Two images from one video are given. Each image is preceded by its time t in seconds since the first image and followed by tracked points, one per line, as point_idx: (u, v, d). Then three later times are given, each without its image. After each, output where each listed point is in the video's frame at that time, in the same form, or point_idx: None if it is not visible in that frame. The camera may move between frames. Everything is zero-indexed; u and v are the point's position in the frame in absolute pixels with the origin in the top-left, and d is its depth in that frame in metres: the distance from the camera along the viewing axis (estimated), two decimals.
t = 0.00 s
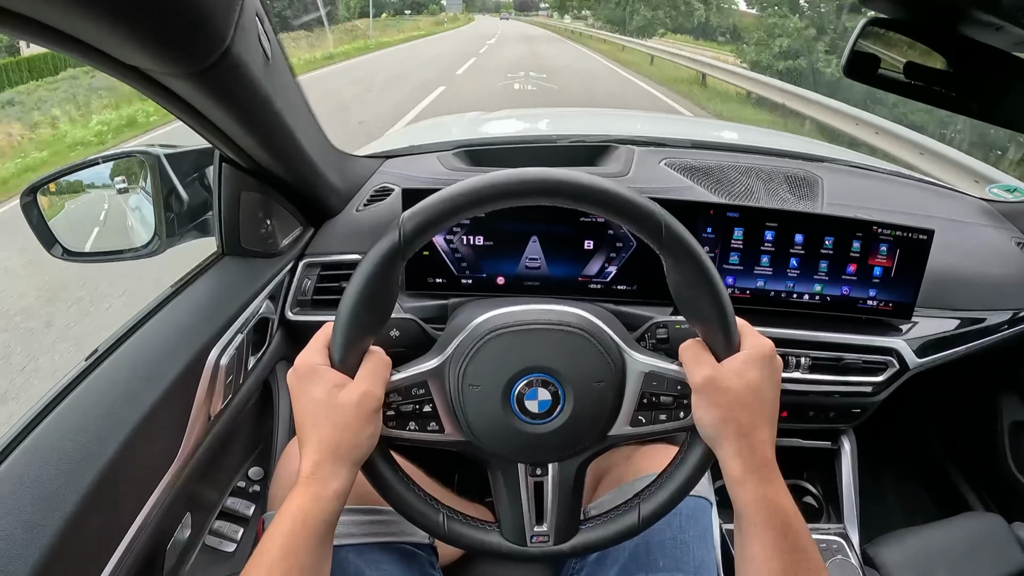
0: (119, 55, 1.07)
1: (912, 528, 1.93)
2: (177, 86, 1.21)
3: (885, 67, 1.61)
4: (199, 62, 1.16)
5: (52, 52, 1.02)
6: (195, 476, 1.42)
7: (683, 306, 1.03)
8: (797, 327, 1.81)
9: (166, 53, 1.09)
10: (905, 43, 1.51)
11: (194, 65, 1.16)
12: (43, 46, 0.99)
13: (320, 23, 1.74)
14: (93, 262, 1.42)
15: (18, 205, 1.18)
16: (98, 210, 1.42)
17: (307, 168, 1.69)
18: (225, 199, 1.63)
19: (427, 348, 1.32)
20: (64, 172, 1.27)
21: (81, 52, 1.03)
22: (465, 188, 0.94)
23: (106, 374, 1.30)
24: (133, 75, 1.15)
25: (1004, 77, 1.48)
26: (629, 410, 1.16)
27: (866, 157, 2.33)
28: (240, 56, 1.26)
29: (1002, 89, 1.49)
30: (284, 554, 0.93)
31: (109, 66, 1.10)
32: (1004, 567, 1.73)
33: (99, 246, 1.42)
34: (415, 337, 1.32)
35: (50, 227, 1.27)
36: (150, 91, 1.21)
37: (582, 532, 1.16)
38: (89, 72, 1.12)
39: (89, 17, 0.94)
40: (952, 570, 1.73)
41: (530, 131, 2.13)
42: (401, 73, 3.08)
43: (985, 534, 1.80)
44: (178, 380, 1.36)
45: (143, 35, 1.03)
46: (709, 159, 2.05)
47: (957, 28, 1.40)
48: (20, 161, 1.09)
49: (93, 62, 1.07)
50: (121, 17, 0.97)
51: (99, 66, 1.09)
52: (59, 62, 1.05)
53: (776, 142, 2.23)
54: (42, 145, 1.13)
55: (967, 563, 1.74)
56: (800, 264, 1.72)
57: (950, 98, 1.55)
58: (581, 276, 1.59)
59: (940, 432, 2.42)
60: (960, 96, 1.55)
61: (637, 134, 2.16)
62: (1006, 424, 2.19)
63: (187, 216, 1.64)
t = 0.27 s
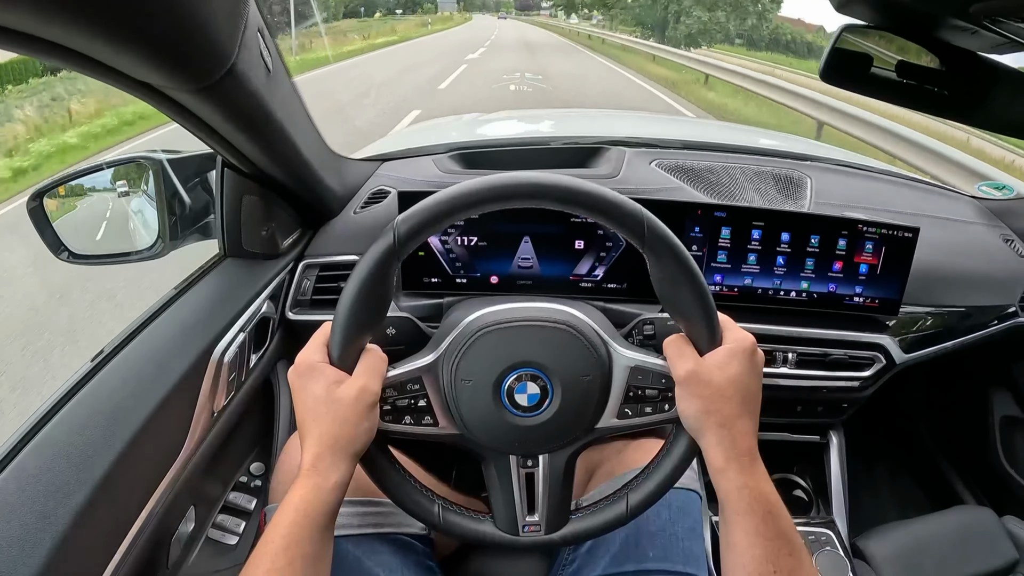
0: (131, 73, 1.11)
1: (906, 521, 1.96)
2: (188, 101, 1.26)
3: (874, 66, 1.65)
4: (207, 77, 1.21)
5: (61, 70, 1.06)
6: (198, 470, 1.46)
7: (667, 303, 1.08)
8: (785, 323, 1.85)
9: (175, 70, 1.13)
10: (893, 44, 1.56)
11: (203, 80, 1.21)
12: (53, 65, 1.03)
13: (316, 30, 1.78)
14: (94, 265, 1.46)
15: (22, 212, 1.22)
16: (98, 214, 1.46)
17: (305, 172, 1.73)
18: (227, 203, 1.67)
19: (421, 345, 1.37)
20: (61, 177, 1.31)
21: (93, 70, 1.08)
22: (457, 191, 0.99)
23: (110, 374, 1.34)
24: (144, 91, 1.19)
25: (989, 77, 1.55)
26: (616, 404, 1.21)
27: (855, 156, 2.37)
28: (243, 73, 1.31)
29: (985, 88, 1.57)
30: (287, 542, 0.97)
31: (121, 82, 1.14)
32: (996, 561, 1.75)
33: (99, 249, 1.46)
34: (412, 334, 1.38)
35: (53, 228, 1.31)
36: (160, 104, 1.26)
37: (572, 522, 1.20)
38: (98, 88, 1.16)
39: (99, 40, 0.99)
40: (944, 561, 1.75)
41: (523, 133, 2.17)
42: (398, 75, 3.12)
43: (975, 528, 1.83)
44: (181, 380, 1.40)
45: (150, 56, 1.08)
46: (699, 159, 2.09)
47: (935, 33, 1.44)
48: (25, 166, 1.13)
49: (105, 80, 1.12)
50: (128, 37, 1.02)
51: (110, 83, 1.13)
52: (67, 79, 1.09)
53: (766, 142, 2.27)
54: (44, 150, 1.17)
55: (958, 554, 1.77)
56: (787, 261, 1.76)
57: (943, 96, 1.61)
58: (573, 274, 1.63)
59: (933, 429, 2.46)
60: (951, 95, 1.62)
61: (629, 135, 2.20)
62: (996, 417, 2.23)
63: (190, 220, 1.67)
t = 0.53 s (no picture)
0: (116, 54, 1.08)
1: (908, 520, 1.94)
2: (171, 84, 1.22)
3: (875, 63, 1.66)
4: (193, 59, 1.17)
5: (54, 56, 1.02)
6: (188, 469, 1.43)
7: (671, 297, 1.04)
8: (787, 320, 1.83)
9: (161, 51, 1.10)
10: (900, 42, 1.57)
11: (187, 62, 1.17)
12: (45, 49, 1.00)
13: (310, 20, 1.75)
14: (86, 259, 1.42)
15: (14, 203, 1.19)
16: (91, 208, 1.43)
17: (298, 164, 1.70)
18: (219, 194, 1.63)
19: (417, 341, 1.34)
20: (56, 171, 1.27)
21: (79, 54, 1.04)
22: (455, 181, 0.94)
23: (99, 369, 1.31)
24: (128, 74, 1.16)
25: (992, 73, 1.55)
26: (617, 401, 1.18)
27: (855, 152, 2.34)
28: (232, 58, 1.28)
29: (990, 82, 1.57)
30: (277, 541, 0.94)
31: (106, 66, 1.11)
32: (996, 559, 1.74)
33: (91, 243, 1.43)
34: (407, 330, 1.34)
35: (41, 220, 1.26)
36: (145, 89, 1.22)
37: (571, 523, 1.17)
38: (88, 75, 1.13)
39: (85, 22, 0.96)
40: (945, 560, 1.74)
41: (521, 127, 2.14)
42: (395, 70, 3.09)
43: (978, 527, 1.81)
44: (170, 375, 1.36)
45: (135, 39, 1.05)
46: (699, 154, 2.06)
47: (943, 23, 1.44)
48: (16, 156, 1.10)
49: (90, 64, 1.08)
50: (116, 19, 0.99)
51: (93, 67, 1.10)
52: (59, 67, 1.06)
53: (767, 137, 2.25)
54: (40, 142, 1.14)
55: (959, 554, 1.75)
56: (789, 257, 1.73)
57: (941, 94, 1.63)
58: (572, 269, 1.60)
59: (932, 428, 2.44)
60: (950, 92, 1.63)
61: (628, 130, 2.18)
62: (996, 417, 2.20)
63: (181, 213, 1.64)
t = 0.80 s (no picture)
0: (111, 64, 1.09)
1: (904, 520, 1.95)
2: (165, 90, 1.23)
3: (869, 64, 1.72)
4: (186, 67, 1.18)
5: (48, 62, 1.04)
6: (185, 474, 1.44)
7: (662, 300, 1.05)
8: (781, 321, 1.84)
9: (155, 59, 1.11)
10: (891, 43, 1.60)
11: (180, 70, 1.18)
12: (41, 57, 1.01)
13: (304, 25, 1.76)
14: (84, 264, 1.44)
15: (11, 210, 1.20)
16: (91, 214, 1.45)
17: (294, 169, 1.71)
18: (215, 198, 1.64)
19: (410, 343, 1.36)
20: (52, 176, 1.29)
21: (75, 60, 1.05)
22: (447, 187, 0.95)
23: (96, 373, 1.32)
24: (124, 82, 1.17)
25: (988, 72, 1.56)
26: (611, 403, 1.19)
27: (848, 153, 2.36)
28: (226, 64, 1.29)
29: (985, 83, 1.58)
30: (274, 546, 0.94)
31: (101, 73, 1.12)
32: (993, 558, 1.75)
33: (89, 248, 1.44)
34: (402, 334, 1.35)
35: (41, 228, 1.29)
36: (141, 98, 1.24)
37: (566, 524, 1.18)
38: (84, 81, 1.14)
39: (82, 30, 0.98)
40: (942, 559, 1.74)
41: (515, 131, 2.16)
42: (391, 75, 3.10)
43: (974, 526, 1.82)
44: (166, 378, 1.37)
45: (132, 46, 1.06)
46: (693, 157, 2.07)
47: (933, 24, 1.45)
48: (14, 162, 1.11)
49: (85, 71, 1.10)
50: (113, 28, 1.00)
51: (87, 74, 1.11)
52: (53, 71, 1.07)
53: (760, 139, 2.26)
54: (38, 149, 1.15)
55: (956, 553, 1.76)
56: (783, 259, 1.74)
57: (936, 95, 1.66)
58: (566, 272, 1.61)
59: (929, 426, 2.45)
60: (945, 94, 1.66)
61: (622, 133, 2.19)
62: (993, 417, 2.21)
63: (176, 219, 1.64)
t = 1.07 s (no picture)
0: (96, 47, 1.08)
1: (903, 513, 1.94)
2: (154, 77, 1.22)
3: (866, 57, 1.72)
4: (173, 51, 1.17)
5: (35, 47, 1.02)
6: (177, 470, 1.42)
7: (658, 289, 1.04)
8: (778, 313, 1.83)
9: (141, 42, 1.10)
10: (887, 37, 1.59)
11: (168, 54, 1.17)
12: (27, 41, 0.99)
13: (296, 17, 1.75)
14: (77, 259, 1.42)
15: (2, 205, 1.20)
16: (84, 211, 1.44)
17: (286, 162, 1.70)
18: (207, 191, 1.62)
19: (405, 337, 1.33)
20: (44, 171, 1.28)
21: (62, 46, 1.04)
22: (437, 175, 0.94)
23: (87, 367, 1.30)
24: (109, 67, 1.15)
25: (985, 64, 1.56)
26: (606, 394, 1.18)
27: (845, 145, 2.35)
28: (214, 49, 1.27)
29: (983, 70, 1.58)
30: (267, 541, 0.93)
31: (88, 59, 1.11)
32: (991, 551, 1.74)
33: (79, 241, 1.42)
34: (396, 327, 1.34)
35: (34, 225, 1.29)
36: (126, 83, 1.22)
37: (561, 518, 1.17)
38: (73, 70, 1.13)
39: (69, 15, 0.96)
40: (941, 552, 1.74)
41: (510, 124, 2.15)
42: (386, 70, 3.09)
43: (974, 520, 1.81)
44: (158, 372, 1.36)
45: (121, 32, 1.05)
46: (688, 149, 2.06)
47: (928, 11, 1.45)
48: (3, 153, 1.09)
49: (72, 57, 1.08)
50: (101, 13, 0.99)
51: (74, 60, 1.10)
52: (41, 58, 1.06)
53: (756, 132, 2.25)
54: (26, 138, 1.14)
55: (957, 547, 1.75)
56: (779, 250, 1.73)
57: (932, 88, 1.66)
58: (561, 264, 1.60)
59: (927, 420, 2.44)
60: (941, 88, 1.66)
61: (617, 126, 2.18)
62: (991, 410, 2.20)
63: (170, 213, 1.63)
